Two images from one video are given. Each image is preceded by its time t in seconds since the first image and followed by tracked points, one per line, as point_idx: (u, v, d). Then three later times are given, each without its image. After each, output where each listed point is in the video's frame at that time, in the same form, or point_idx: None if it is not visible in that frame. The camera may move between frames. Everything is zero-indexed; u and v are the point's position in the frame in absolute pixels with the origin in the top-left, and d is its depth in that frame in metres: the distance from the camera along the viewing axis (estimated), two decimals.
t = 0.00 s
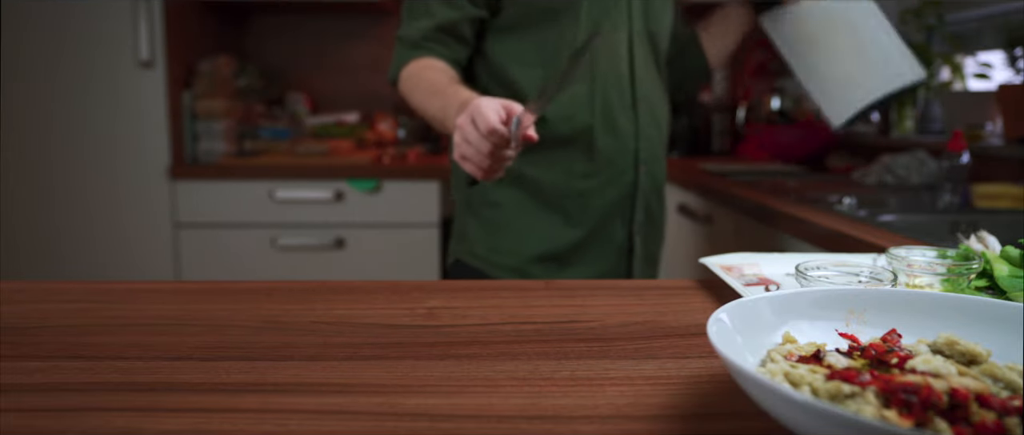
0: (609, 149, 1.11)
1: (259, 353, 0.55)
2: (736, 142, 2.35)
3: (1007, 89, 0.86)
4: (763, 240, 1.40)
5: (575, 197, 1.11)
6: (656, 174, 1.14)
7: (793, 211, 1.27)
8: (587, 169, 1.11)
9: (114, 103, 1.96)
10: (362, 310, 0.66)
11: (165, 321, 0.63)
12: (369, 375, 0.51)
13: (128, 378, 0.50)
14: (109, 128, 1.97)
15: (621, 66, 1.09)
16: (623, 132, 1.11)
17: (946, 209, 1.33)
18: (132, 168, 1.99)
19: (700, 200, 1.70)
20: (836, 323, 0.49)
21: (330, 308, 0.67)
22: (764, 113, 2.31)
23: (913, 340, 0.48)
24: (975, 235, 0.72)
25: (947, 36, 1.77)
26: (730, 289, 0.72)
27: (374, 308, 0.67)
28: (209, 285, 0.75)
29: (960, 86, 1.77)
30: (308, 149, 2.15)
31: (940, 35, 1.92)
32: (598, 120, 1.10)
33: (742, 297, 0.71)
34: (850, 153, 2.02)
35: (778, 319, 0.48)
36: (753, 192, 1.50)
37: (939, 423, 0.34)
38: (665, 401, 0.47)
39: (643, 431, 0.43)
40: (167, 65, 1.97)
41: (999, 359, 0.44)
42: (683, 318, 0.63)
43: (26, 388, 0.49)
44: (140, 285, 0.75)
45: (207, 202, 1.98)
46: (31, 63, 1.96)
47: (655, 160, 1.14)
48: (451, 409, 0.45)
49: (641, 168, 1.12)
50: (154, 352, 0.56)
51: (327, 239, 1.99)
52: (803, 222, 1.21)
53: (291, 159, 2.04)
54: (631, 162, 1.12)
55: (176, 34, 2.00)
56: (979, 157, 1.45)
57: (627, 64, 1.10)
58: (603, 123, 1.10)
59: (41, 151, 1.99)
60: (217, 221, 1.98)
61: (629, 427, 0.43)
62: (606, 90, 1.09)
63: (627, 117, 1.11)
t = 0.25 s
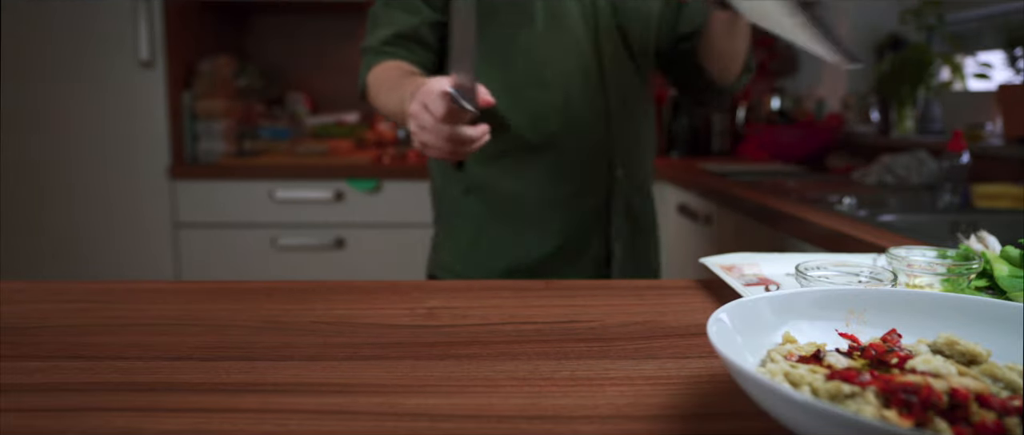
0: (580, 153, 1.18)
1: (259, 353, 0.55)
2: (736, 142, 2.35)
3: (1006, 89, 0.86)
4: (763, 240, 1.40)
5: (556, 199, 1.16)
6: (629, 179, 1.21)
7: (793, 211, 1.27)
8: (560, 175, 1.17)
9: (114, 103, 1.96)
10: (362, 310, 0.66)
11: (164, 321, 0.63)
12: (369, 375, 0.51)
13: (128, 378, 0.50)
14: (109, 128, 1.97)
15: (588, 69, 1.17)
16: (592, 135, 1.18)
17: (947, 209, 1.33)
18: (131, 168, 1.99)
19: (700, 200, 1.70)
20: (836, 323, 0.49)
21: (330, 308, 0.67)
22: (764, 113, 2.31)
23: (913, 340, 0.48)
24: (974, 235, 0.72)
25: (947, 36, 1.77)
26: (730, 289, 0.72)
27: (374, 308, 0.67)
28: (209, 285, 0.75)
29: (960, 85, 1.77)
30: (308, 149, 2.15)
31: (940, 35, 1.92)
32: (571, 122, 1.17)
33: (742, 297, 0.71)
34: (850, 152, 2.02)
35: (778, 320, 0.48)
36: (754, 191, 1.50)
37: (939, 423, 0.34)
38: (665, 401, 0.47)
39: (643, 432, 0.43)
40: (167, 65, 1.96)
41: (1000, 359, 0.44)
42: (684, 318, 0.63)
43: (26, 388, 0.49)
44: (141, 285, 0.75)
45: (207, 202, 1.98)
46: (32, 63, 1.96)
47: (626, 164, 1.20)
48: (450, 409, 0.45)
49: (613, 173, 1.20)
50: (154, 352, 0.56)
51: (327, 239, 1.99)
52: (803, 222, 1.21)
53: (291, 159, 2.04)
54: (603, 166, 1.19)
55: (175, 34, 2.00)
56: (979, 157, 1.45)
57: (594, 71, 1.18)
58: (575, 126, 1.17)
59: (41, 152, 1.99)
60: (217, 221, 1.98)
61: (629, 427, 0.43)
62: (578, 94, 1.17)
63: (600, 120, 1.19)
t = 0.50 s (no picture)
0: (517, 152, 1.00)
1: (259, 353, 0.55)
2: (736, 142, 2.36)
3: (1006, 89, 0.86)
4: (763, 240, 1.40)
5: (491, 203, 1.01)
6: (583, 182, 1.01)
7: (793, 211, 1.27)
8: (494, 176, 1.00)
9: (114, 103, 1.96)
10: (361, 310, 0.66)
11: (164, 321, 0.63)
12: (370, 375, 0.51)
13: (128, 378, 0.50)
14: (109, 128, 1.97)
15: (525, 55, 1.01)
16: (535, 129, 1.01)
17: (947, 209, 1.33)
18: (130, 168, 1.99)
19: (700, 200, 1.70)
20: (836, 323, 0.49)
21: (330, 308, 0.67)
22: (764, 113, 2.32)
23: (913, 340, 0.48)
24: (974, 235, 0.72)
25: (947, 36, 1.77)
26: (729, 289, 0.73)
27: (374, 308, 0.67)
28: (209, 285, 0.75)
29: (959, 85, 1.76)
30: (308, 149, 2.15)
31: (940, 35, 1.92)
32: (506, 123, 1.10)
33: (742, 297, 0.71)
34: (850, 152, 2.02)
35: (778, 320, 0.48)
36: (754, 192, 1.50)
37: (939, 423, 0.34)
38: (665, 401, 0.47)
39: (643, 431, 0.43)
40: (167, 65, 1.96)
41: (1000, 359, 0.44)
42: (683, 318, 0.63)
43: (25, 388, 0.49)
44: (141, 285, 0.75)
45: (207, 202, 1.98)
46: (32, 63, 1.97)
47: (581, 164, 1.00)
48: (451, 409, 0.45)
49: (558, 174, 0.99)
50: (154, 352, 0.56)
51: (327, 240, 1.99)
52: (803, 221, 1.22)
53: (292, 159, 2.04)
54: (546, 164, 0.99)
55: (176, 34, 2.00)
56: (978, 157, 1.45)
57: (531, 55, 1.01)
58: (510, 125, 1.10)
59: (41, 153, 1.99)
60: (217, 221, 1.98)
61: (629, 427, 0.43)
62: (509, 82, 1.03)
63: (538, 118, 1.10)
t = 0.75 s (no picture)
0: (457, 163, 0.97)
1: (260, 354, 0.55)
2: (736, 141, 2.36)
3: (1006, 89, 0.86)
4: (763, 241, 1.40)
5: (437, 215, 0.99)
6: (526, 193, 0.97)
7: (793, 211, 1.28)
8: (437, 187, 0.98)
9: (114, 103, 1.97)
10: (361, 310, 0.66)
11: (163, 322, 0.63)
12: (369, 375, 0.51)
13: (128, 378, 0.50)
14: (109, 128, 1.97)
15: (460, 59, 0.94)
16: (474, 140, 0.96)
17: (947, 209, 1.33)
18: (129, 168, 1.99)
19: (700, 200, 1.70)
20: (836, 323, 0.49)
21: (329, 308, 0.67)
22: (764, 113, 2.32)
23: (913, 340, 0.48)
24: (974, 236, 0.72)
25: (947, 36, 1.77)
26: (729, 289, 0.73)
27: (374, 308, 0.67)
28: (209, 285, 0.75)
29: (959, 85, 1.76)
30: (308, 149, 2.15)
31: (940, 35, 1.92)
32: (435, 129, 0.96)
33: (742, 297, 0.71)
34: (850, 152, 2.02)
35: (778, 320, 0.48)
36: (754, 191, 1.50)
37: (939, 423, 0.34)
38: (665, 401, 0.47)
39: (643, 432, 0.43)
40: (166, 66, 1.96)
41: (999, 359, 0.44)
42: (683, 319, 0.63)
43: (25, 388, 0.49)
44: (141, 285, 0.75)
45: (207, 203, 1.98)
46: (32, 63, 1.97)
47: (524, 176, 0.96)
48: (451, 409, 0.45)
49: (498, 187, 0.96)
50: (154, 352, 0.56)
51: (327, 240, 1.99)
52: (803, 221, 1.22)
53: (292, 160, 2.03)
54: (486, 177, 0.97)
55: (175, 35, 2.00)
56: (979, 157, 1.45)
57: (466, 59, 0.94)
58: (439, 132, 0.96)
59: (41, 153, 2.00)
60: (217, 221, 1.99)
61: (629, 427, 0.43)
62: (441, 89, 0.95)
63: (474, 126, 0.95)
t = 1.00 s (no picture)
0: (422, 176, 0.90)
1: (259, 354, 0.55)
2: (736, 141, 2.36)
3: (1007, 89, 0.86)
4: (763, 241, 1.40)
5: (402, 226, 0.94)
6: (498, 207, 0.91)
7: (792, 211, 1.28)
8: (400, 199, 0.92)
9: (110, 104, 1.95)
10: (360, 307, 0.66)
11: (163, 322, 0.63)
12: (370, 375, 0.51)
13: (128, 379, 0.50)
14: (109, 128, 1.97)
15: (427, 67, 0.85)
16: (441, 153, 0.89)
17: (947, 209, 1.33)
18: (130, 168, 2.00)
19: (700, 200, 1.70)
20: (836, 323, 0.49)
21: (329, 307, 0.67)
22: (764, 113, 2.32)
23: (913, 340, 0.48)
24: (974, 236, 0.72)
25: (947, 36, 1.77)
26: (729, 289, 0.72)
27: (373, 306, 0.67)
28: (209, 285, 0.75)
29: (960, 85, 1.76)
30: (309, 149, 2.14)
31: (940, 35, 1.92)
32: (397, 139, 0.88)
33: (742, 297, 0.71)
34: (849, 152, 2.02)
35: (778, 320, 0.48)
36: (754, 192, 1.50)
37: (939, 423, 0.34)
38: (665, 401, 0.47)
39: (643, 432, 0.43)
40: (167, 66, 1.97)
41: (997, 358, 0.44)
42: (683, 318, 0.63)
43: (25, 388, 0.49)
44: (141, 285, 0.75)
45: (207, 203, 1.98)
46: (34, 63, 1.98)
47: (497, 190, 0.90)
48: (451, 409, 0.45)
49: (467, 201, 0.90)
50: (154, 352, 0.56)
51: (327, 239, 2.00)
52: (802, 221, 1.22)
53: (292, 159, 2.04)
54: (456, 191, 0.91)
55: (176, 35, 2.01)
56: (979, 157, 1.45)
57: (433, 65, 0.85)
58: (403, 145, 0.88)
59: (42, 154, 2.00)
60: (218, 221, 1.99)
61: (629, 427, 0.43)
62: (402, 99, 0.87)
63: (440, 135, 0.88)
